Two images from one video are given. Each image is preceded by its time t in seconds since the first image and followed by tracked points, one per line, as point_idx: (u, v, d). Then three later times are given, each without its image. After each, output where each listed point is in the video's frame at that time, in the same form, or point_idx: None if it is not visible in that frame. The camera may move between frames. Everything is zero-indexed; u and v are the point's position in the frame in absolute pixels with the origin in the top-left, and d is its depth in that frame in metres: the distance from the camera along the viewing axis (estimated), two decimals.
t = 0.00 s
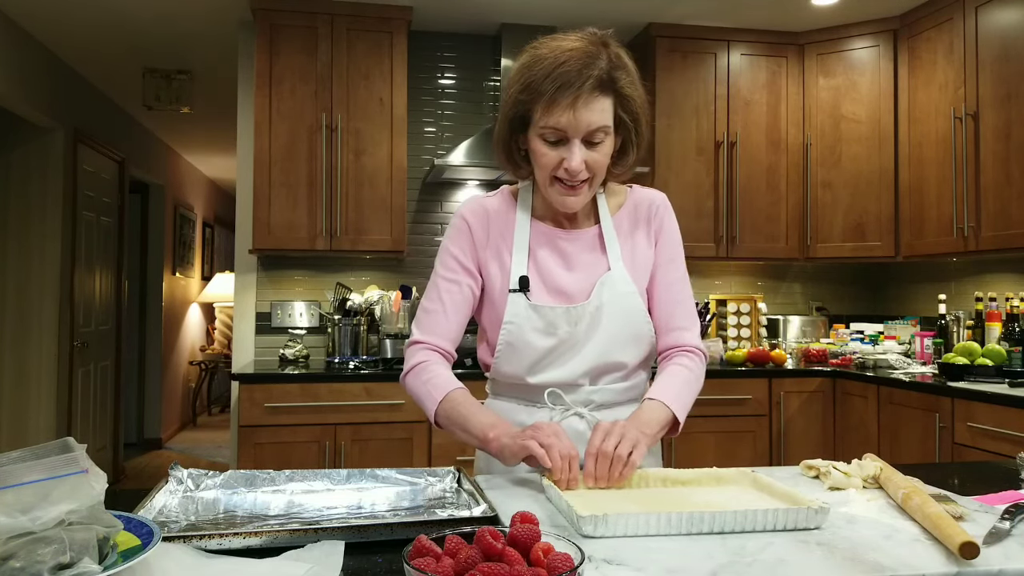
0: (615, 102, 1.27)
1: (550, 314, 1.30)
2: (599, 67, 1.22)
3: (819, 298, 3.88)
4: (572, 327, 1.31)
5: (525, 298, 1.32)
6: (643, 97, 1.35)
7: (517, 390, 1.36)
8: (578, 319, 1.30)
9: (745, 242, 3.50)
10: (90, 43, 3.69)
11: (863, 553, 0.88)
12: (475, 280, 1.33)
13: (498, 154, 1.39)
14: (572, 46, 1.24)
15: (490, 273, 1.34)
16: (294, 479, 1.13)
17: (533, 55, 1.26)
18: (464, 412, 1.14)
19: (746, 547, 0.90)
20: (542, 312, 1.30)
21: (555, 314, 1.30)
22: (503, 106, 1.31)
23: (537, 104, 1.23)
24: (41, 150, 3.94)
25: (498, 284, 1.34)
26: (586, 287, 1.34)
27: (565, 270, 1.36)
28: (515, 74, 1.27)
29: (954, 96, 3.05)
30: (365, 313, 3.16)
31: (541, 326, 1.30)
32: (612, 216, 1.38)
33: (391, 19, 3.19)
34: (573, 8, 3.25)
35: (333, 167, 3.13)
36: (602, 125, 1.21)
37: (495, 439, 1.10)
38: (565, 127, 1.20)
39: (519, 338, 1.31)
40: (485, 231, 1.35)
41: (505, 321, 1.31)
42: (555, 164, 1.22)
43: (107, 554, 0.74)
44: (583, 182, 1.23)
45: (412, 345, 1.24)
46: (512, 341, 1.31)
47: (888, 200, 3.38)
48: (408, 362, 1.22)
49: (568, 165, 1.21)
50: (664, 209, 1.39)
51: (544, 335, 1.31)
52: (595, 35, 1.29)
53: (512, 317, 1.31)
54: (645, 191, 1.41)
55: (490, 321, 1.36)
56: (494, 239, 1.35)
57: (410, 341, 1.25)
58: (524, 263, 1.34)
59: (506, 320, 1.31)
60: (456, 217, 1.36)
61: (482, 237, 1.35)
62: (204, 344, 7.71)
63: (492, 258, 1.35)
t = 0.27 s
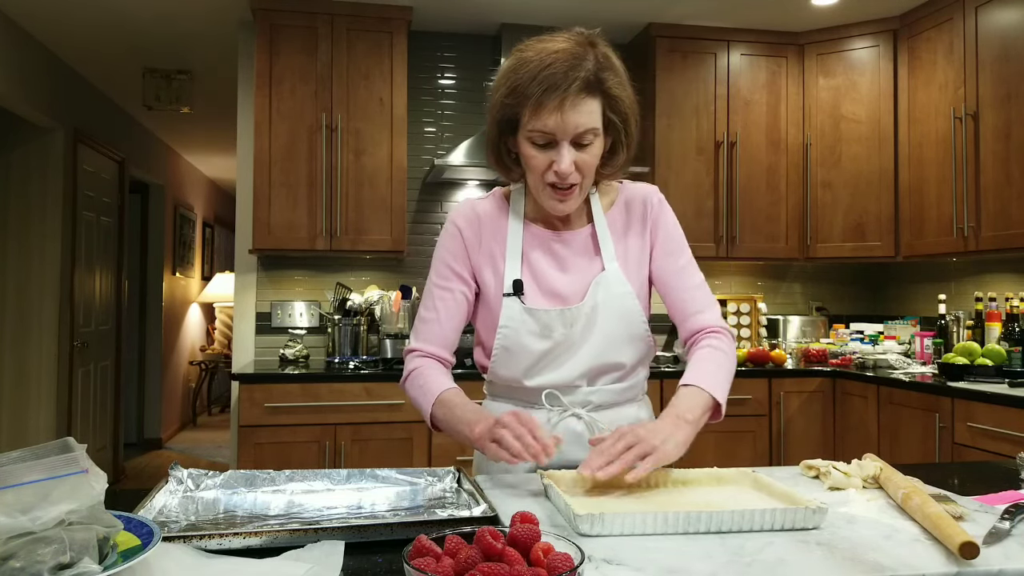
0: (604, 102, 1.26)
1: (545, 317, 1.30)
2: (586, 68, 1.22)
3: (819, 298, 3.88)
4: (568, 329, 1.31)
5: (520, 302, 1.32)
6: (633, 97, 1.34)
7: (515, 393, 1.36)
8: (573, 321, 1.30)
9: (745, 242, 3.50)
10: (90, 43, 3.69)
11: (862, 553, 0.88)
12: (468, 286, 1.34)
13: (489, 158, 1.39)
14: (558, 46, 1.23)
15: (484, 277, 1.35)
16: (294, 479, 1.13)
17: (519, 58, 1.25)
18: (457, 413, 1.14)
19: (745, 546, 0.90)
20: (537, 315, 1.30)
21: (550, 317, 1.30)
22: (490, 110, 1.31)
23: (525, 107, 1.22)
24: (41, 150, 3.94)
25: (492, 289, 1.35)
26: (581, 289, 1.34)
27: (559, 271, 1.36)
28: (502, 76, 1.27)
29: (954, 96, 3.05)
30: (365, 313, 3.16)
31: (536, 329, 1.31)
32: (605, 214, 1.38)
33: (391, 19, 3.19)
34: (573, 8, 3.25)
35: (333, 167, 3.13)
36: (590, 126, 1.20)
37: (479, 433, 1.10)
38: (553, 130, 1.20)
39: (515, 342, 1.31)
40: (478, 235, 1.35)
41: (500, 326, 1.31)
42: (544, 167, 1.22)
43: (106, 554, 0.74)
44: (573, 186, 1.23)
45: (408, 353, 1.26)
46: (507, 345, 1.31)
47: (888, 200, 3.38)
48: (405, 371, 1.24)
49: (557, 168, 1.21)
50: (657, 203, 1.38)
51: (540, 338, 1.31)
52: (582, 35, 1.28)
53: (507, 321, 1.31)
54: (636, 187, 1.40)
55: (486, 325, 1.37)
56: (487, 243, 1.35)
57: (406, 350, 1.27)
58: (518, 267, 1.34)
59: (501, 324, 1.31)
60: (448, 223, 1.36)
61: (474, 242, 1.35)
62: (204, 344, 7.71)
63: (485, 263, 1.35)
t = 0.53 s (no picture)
0: (589, 98, 1.25)
1: (541, 317, 1.30)
2: (570, 65, 1.22)
3: (819, 297, 3.88)
4: (564, 329, 1.31)
5: (515, 303, 1.32)
6: (622, 96, 1.34)
7: (515, 396, 1.36)
8: (569, 321, 1.31)
9: (745, 242, 3.50)
10: (90, 43, 3.69)
11: (862, 553, 0.88)
12: (468, 290, 1.35)
13: (481, 160, 1.40)
14: (543, 44, 1.24)
15: (482, 281, 1.36)
16: (294, 479, 1.13)
17: (506, 58, 1.26)
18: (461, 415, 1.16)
19: (745, 546, 0.90)
20: (533, 315, 1.31)
21: (546, 318, 1.31)
22: (478, 110, 1.32)
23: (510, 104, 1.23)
24: (41, 150, 3.94)
25: (490, 291, 1.35)
26: (575, 289, 1.34)
27: (555, 272, 1.36)
28: (488, 75, 1.29)
29: (954, 96, 3.05)
30: (365, 313, 3.16)
31: (532, 329, 1.31)
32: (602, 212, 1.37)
33: (391, 19, 3.19)
34: (573, 8, 3.25)
35: (333, 167, 3.13)
36: (575, 123, 1.20)
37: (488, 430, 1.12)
38: (538, 127, 1.20)
39: (512, 343, 1.32)
40: (474, 239, 1.36)
41: (498, 328, 1.32)
42: (532, 166, 1.22)
43: (107, 554, 0.74)
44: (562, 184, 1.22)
45: (413, 360, 1.29)
46: (505, 346, 1.32)
47: (888, 201, 3.38)
48: (414, 379, 1.27)
49: (544, 165, 1.21)
50: (654, 195, 1.36)
51: (537, 338, 1.31)
52: (569, 33, 1.29)
53: (504, 323, 1.32)
54: (632, 182, 1.40)
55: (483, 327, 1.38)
56: (483, 246, 1.36)
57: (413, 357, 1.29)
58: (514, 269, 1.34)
59: (498, 327, 1.32)
60: (444, 228, 1.37)
61: (471, 246, 1.36)
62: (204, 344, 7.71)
63: (482, 266, 1.36)
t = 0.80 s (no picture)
0: (584, 95, 1.25)
1: (540, 317, 1.31)
2: (564, 61, 1.22)
3: (819, 297, 3.88)
4: (564, 328, 1.31)
5: (515, 302, 1.32)
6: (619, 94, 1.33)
7: (516, 398, 1.36)
8: (568, 320, 1.31)
9: (745, 242, 3.50)
10: (90, 42, 3.68)
11: (862, 553, 0.88)
12: (470, 291, 1.36)
13: (478, 160, 1.39)
14: (537, 40, 1.25)
15: (484, 280, 1.36)
16: (294, 479, 1.13)
17: (500, 55, 1.26)
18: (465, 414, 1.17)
19: (745, 546, 0.90)
20: (532, 314, 1.31)
21: (546, 317, 1.31)
22: (474, 108, 1.32)
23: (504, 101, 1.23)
24: (41, 150, 3.94)
25: (491, 290, 1.35)
26: (575, 287, 1.34)
27: (555, 270, 1.36)
28: (483, 73, 1.29)
29: (954, 96, 3.05)
30: (365, 313, 3.16)
31: (532, 329, 1.31)
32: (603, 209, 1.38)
33: (391, 20, 3.19)
34: (573, 8, 3.25)
35: (333, 167, 3.13)
36: (570, 120, 1.20)
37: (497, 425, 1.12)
38: (532, 125, 1.21)
39: (512, 343, 1.32)
40: (474, 240, 1.37)
41: (498, 327, 1.32)
42: (528, 163, 1.22)
43: (107, 554, 0.74)
44: (558, 181, 1.22)
45: (422, 364, 1.30)
46: (505, 346, 1.33)
47: (888, 200, 3.38)
48: (420, 382, 1.28)
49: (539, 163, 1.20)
50: (657, 194, 1.36)
51: (536, 338, 1.31)
52: (565, 31, 1.29)
53: (504, 323, 1.32)
54: (635, 179, 1.40)
55: (484, 329, 1.38)
56: (483, 246, 1.36)
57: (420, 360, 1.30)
58: (513, 267, 1.34)
59: (499, 326, 1.32)
60: (444, 230, 1.38)
61: (471, 247, 1.36)
62: (204, 344, 7.71)
63: (483, 267, 1.36)
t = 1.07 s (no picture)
0: (585, 93, 1.25)
1: (540, 316, 1.31)
2: (563, 59, 1.22)
3: (819, 297, 3.88)
4: (563, 327, 1.31)
5: (515, 301, 1.32)
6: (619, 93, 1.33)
7: (516, 397, 1.37)
8: (568, 319, 1.31)
9: (745, 242, 3.50)
10: (90, 42, 3.68)
11: (862, 553, 0.88)
12: (472, 286, 1.35)
13: (479, 159, 1.39)
14: (538, 39, 1.25)
15: (485, 277, 1.35)
16: (294, 479, 1.13)
17: (501, 54, 1.27)
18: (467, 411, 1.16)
19: (745, 546, 0.90)
20: (531, 313, 1.31)
21: (545, 316, 1.31)
22: (474, 106, 1.32)
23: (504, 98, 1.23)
24: (41, 150, 3.95)
25: (492, 287, 1.35)
26: (575, 286, 1.34)
27: (555, 270, 1.36)
28: (484, 71, 1.29)
29: (954, 96, 3.05)
30: (365, 313, 3.16)
31: (532, 328, 1.32)
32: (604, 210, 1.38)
33: (391, 19, 3.19)
34: (574, 7, 3.25)
35: (333, 167, 3.13)
36: (570, 118, 1.20)
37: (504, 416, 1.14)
38: (532, 123, 1.20)
39: (511, 341, 1.32)
40: (474, 237, 1.36)
41: (499, 324, 1.32)
42: (528, 162, 1.21)
43: (107, 554, 0.74)
44: (558, 180, 1.21)
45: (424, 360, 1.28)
46: (504, 344, 1.33)
47: (888, 200, 3.38)
48: (424, 378, 1.26)
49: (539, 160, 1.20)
50: (658, 199, 1.36)
51: (536, 337, 1.32)
52: (565, 30, 1.29)
53: (504, 320, 1.32)
54: (637, 181, 1.40)
55: (485, 325, 1.37)
56: (484, 243, 1.36)
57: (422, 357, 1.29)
58: (514, 265, 1.34)
59: (499, 323, 1.32)
60: (445, 227, 1.37)
61: (472, 244, 1.36)
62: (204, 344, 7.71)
63: (484, 263, 1.36)
